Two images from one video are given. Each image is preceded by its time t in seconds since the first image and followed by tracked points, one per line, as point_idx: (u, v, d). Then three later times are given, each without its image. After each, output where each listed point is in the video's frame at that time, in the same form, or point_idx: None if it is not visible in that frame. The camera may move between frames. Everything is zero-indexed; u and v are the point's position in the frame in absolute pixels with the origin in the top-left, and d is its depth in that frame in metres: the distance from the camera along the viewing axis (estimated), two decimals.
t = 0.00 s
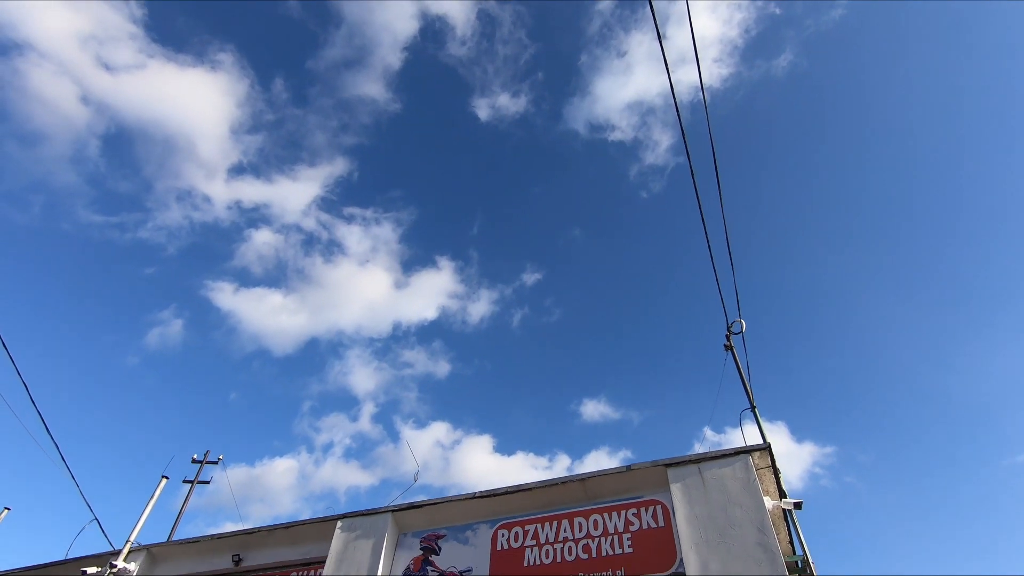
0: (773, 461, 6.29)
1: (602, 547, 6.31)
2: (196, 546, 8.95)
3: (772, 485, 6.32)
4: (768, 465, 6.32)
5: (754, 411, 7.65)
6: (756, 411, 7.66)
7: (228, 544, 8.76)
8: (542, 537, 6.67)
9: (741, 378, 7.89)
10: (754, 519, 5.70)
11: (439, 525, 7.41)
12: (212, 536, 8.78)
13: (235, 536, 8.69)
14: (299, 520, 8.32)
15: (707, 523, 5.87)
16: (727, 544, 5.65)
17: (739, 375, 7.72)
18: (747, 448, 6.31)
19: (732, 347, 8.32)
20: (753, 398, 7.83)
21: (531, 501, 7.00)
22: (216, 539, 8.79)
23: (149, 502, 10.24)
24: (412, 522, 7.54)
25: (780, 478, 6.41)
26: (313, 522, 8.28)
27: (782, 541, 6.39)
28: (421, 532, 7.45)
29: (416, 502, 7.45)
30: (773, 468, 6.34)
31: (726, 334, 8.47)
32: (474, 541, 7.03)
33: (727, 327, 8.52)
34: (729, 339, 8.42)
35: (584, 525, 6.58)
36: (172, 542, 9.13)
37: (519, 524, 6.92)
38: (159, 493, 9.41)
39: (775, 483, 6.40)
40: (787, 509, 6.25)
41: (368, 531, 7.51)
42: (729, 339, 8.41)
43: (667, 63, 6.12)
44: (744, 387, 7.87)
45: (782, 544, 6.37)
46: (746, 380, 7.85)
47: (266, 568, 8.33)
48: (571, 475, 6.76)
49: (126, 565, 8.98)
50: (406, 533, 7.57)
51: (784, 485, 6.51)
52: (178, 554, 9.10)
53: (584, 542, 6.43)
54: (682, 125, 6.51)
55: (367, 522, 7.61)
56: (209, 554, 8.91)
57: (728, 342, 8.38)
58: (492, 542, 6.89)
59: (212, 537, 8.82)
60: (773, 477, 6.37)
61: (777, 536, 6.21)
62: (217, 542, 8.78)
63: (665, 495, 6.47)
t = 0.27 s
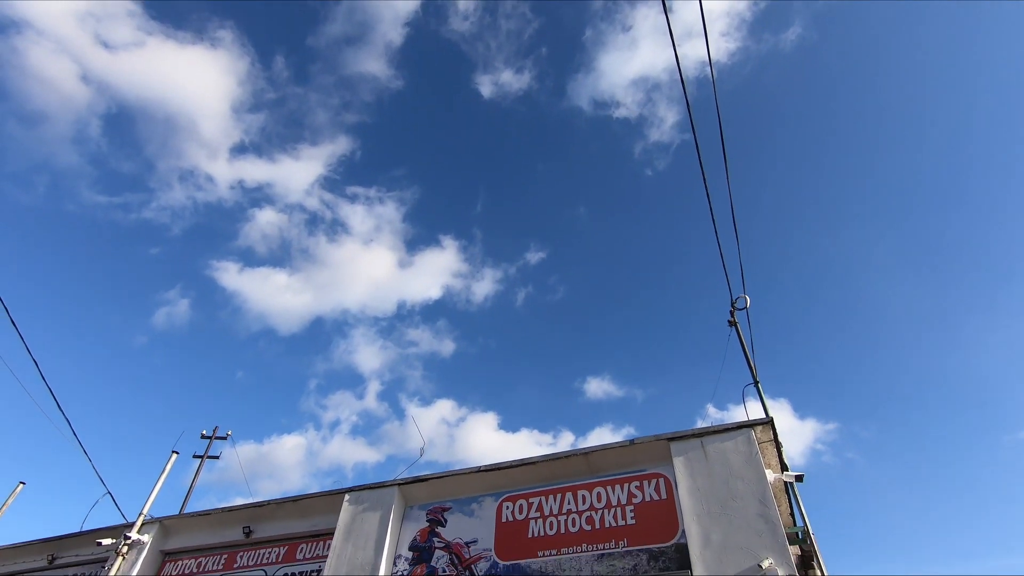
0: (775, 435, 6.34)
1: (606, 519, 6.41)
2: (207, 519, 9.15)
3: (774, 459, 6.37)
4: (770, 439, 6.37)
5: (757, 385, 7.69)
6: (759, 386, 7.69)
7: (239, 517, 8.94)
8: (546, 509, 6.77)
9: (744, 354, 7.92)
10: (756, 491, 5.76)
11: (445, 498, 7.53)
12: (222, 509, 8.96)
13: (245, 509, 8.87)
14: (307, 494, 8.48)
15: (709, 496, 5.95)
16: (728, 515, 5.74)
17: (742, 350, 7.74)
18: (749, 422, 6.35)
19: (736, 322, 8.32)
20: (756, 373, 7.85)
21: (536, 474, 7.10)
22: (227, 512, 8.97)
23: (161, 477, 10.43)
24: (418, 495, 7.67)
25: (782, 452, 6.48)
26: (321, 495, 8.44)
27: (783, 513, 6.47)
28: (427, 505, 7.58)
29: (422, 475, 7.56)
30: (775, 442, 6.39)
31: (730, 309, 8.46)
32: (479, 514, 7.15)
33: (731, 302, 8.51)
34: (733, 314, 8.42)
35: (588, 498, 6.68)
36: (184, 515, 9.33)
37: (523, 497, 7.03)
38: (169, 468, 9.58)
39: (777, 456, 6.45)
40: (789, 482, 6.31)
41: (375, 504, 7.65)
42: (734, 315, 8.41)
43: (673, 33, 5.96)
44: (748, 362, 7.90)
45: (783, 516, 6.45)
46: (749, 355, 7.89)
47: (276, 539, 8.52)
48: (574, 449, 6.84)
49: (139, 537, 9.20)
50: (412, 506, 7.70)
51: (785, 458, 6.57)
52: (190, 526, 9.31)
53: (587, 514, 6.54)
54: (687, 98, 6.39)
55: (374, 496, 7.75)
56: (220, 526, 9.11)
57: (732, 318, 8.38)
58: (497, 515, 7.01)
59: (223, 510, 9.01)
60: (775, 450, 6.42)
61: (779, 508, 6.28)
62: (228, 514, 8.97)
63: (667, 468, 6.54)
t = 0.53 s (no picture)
0: (777, 405, 6.38)
1: (609, 487, 6.51)
2: (218, 490, 9.35)
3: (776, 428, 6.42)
4: (773, 409, 6.41)
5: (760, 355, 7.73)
6: (762, 356, 7.71)
7: (249, 488, 9.13)
8: (550, 479, 6.88)
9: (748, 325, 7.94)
10: (757, 460, 5.83)
11: (450, 469, 7.66)
12: (232, 480, 9.15)
13: (254, 480, 9.05)
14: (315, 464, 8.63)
15: (711, 464, 6.03)
16: (730, 483, 5.82)
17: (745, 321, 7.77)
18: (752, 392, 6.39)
19: (739, 294, 8.32)
20: (760, 344, 7.87)
21: (540, 445, 7.19)
22: (237, 483, 9.16)
23: (172, 449, 10.62)
24: (424, 465, 7.79)
25: (784, 421, 6.53)
26: (329, 466, 8.58)
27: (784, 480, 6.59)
28: (433, 475, 7.71)
29: (428, 446, 7.68)
30: (777, 411, 6.44)
31: (734, 281, 8.44)
32: (484, 483, 7.27)
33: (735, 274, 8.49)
34: (737, 286, 8.41)
35: (591, 467, 6.77)
36: (195, 487, 9.53)
37: (527, 466, 7.13)
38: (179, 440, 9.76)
39: (779, 425, 6.51)
40: (790, 450, 6.39)
41: (381, 474, 7.79)
42: (738, 286, 8.40)
43: None
44: (751, 333, 7.92)
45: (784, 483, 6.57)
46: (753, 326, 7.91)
47: (285, 509, 8.72)
48: (578, 420, 6.92)
49: (153, 507, 9.42)
50: (418, 476, 7.83)
51: (787, 427, 6.63)
52: (202, 497, 9.51)
53: (591, 482, 6.64)
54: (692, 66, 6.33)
55: (380, 466, 7.88)
56: (232, 496, 9.30)
57: (736, 289, 8.38)
58: (502, 484, 7.13)
59: (233, 481, 9.19)
60: (777, 420, 6.47)
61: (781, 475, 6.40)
62: (238, 485, 9.15)
63: (670, 438, 6.61)
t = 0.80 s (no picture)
0: (779, 369, 6.42)
1: (612, 450, 6.62)
2: (229, 455, 9.55)
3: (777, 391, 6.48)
4: (775, 372, 6.45)
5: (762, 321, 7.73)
6: (765, 321, 7.72)
7: (259, 453, 9.33)
8: (554, 442, 7.00)
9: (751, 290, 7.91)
10: (758, 422, 5.90)
11: (456, 433, 7.79)
12: (243, 445, 9.35)
13: (264, 446, 9.24)
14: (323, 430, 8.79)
15: (713, 427, 6.11)
16: (731, 446, 5.91)
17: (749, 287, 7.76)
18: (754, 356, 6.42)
19: (744, 259, 8.28)
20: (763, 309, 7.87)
21: (544, 409, 7.29)
22: (247, 448, 9.35)
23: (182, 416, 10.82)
24: (430, 430, 7.92)
25: (786, 384, 6.57)
26: (337, 432, 8.74)
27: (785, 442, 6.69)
28: (439, 439, 7.85)
29: (434, 412, 7.79)
30: (779, 375, 6.48)
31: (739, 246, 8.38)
32: (490, 447, 7.40)
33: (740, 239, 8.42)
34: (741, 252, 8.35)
35: (594, 431, 6.87)
36: (207, 453, 9.74)
37: (531, 431, 7.25)
38: (189, 408, 9.93)
39: (781, 388, 6.57)
40: (791, 413, 6.46)
41: (388, 439, 7.94)
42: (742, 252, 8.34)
43: None
44: (755, 299, 7.91)
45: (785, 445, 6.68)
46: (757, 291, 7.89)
47: (295, 473, 8.92)
48: (582, 385, 6.99)
49: (166, 472, 9.65)
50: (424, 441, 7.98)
51: (789, 390, 6.69)
52: (214, 462, 9.73)
53: (594, 446, 6.75)
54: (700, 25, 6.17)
55: (387, 431, 8.03)
56: (242, 462, 9.52)
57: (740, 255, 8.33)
58: (507, 448, 7.26)
59: (244, 446, 9.39)
60: (779, 383, 6.52)
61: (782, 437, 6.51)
62: (249, 450, 9.35)
63: (672, 402, 6.69)
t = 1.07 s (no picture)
0: (783, 332, 6.43)
1: (615, 413, 6.71)
2: (239, 419, 9.74)
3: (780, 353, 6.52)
4: (778, 335, 6.47)
5: (767, 284, 7.71)
6: (769, 285, 7.70)
7: (268, 417, 9.50)
8: (558, 405, 7.10)
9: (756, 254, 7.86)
10: (760, 384, 5.96)
11: (461, 397, 7.89)
12: (252, 410, 9.51)
13: (273, 410, 9.40)
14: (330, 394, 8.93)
15: (715, 389, 6.17)
16: (733, 407, 5.98)
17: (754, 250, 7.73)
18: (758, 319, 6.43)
19: (749, 223, 8.21)
20: (768, 273, 7.84)
21: (548, 373, 7.37)
22: (257, 412, 9.52)
23: (192, 382, 10.99)
24: (436, 394, 8.03)
25: (788, 347, 6.61)
26: (344, 396, 8.88)
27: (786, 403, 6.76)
28: (445, 403, 7.96)
29: (439, 376, 7.89)
30: (782, 338, 6.50)
31: (744, 210, 8.30)
32: (494, 410, 7.51)
33: (746, 203, 8.34)
34: (747, 216, 8.28)
35: (598, 393, 6.96)
36: (217, 417, 9.93)
37: (536, 394, 7.34)
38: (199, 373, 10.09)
39: (783, 351, 6.60)
40: (793, 375, 6.50)
41: (395, 403, 8.07)
42: (747, 216, 8.27)
43: None
44: (760, 262, 7.87)
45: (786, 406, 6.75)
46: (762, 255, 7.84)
47: (304, 436, 9.10)
48: (585, 349, 7.04)
49: (179, 435, 9.87)
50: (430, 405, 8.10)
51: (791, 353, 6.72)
52: (224, 426, 9.93)
53: (597, 408, 6.84)
54: None
55: (394, 395, 8.15)
56: (252, 425, 9.70)
57: (746, 219, 8.25)
58: (511, 411, 7.36)
59: (253, 411, 9.56)
60: (782, 346, 6.55)
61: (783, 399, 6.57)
62: (258, 415, 9.53)
63: (675, 365, 6.74)
